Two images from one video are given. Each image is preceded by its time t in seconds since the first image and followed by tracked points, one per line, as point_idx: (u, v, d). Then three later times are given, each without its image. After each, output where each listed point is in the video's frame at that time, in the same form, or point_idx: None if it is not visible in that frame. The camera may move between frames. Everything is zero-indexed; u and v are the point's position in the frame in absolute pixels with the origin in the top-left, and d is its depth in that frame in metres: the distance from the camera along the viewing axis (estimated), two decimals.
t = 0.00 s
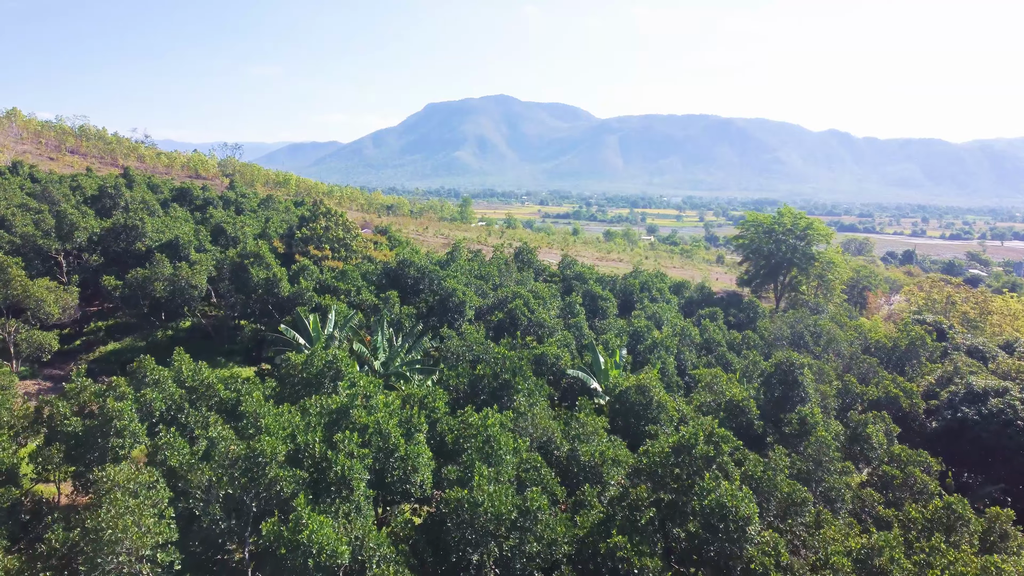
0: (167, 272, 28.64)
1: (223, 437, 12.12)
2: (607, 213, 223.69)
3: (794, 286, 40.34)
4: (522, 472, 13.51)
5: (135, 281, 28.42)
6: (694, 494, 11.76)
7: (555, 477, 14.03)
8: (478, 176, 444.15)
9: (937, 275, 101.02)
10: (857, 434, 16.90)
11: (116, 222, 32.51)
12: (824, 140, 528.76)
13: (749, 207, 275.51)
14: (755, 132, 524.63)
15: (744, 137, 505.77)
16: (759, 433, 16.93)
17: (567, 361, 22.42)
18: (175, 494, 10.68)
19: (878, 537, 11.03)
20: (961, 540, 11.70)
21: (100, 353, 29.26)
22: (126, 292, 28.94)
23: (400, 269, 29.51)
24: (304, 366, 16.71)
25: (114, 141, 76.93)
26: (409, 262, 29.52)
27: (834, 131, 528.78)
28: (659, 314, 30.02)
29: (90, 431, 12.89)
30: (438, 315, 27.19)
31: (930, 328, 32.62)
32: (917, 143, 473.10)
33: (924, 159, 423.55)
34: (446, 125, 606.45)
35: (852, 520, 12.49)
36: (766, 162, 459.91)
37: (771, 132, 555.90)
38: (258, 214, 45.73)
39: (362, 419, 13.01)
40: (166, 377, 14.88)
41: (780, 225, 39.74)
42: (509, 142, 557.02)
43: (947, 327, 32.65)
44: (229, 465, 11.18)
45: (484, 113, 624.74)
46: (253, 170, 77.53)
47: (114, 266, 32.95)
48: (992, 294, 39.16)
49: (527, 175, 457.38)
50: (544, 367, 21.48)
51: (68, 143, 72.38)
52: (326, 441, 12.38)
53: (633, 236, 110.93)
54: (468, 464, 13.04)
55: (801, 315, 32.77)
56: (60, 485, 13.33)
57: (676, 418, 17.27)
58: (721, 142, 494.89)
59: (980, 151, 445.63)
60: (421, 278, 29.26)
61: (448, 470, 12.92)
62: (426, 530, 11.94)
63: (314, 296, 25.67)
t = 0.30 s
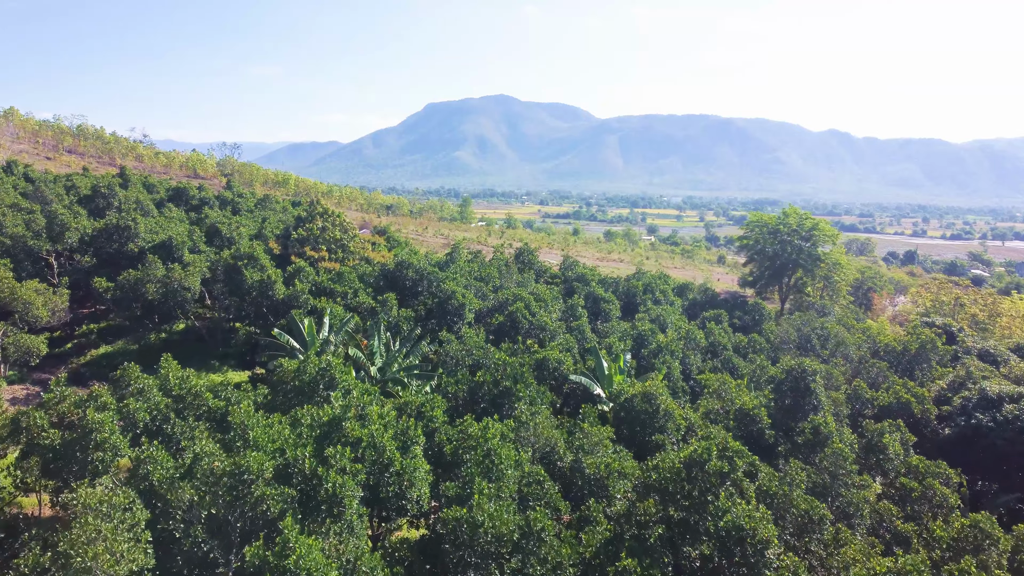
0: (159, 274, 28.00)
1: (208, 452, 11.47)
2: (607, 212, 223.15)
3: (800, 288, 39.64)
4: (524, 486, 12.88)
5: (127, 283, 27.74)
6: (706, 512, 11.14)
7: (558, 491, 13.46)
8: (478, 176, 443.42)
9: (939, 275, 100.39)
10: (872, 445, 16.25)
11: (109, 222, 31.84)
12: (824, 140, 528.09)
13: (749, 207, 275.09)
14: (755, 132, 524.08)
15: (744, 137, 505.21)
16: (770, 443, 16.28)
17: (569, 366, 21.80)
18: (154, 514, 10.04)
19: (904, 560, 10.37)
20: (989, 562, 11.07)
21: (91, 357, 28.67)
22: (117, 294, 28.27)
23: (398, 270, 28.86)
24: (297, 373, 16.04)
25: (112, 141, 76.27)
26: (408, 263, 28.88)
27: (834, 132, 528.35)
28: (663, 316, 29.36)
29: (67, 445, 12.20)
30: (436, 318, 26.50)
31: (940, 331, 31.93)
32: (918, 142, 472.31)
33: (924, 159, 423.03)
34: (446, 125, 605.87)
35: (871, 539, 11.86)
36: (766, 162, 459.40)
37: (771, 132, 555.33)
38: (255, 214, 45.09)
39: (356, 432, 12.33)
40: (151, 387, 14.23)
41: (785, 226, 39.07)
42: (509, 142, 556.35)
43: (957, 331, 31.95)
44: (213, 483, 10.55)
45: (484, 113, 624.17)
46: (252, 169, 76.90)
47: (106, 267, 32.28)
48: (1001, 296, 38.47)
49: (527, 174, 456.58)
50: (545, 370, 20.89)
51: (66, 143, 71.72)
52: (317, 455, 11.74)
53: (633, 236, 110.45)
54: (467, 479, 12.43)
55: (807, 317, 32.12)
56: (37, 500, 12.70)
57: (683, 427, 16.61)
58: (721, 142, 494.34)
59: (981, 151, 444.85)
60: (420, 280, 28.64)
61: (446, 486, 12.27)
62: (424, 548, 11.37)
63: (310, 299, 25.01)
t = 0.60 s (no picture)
0: (151, 276, 27.28)
1: (190, 468, 10.80)
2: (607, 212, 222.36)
3: (805, 290, 38.94)
4: (525, 503, 12.26)
5: (118, 285, 27.02)
6: (722, 534, 10.53)
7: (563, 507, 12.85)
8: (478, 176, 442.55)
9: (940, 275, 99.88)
10: (889, 456, 15.57)
11: (100, 223, 31.11)
12: (824, 140, 527.44)
13: (750, 207, 274.59)
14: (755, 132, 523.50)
15: (744, 137, 504.62)
16: (784, 454, 15.59)
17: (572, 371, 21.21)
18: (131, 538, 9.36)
19: None
20: None
21: (82, 361, 28.00)
22: (108, 296, 27.54)
23: (396, 272, 28.21)
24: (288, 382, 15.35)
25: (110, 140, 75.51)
26: (406, 265, 28.22)
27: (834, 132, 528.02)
28: (667, 319, 28.68)
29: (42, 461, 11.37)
30: (435, 322, 25.83)
31: (949, 334, 31.26)
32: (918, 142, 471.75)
33: (925, 159, 422.50)
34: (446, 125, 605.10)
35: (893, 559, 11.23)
36: (766, 162, 458.76)
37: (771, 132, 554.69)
38: (251, 214, 44.44)
39: (348, 447, 11.63)
40: (135, 397, 13.54)
41: (790, 226, 38.42)
42: (509, 142, 555.49)
43: (967, 334, 31.27)
44: (194, 503, 9.90)
45: (484, 113, 623.47)
46: (250, 169, 76.19)
47: (98, 269, 31.56)
48: (1010, 298, 37.77)
49: (527, 174, 455.69)
50: (546, 375, 20.63)
51: (63, 143, 70.95)
52: (307, 473, 11.09)
53: (633, 237, 109.81)
54: (466, 495, 11.80)
55: (814, 320, 31.45)
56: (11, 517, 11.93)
57: (691, 437, 15.94)
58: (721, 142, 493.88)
59: (981, 150, 444.53)
60: (418, 283, 28.00)
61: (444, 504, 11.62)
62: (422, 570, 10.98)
63: (305, 302, 24.31)
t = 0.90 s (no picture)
0: (143, 278, 26.58)
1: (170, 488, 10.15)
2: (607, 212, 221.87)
3: (811, 292, 38.27)
4: (527, 521, 11.64)
5: (108, 287, 26.31)
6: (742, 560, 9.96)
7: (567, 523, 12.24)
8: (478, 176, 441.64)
9: (943, 275, 99.21)
10: (908, 469, 14.84)
11: (92, 223, 30.43)
12: (824, 140, 526.64)
13: (750, 207, 274.13)
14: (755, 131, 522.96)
15: (744, 137, 504.12)
16: (797, 466, 14.94)
17: (574, 377, 20.57)
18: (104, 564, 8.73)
19: None
20: None
21: (73, 364, 27.33)
22: (98, 299, 26.82)
23: (394, 274, 27.57)
24: (279, 390, 14.68)
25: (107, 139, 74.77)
26: (404, 267, 27.58)
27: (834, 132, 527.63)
28: (671, 322, 28.04)
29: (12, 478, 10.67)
30: (434, 325, 25.13)
31: (960, 337, 30.55)
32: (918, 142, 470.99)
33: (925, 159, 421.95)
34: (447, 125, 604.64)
35: None
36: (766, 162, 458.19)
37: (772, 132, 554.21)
38: (248, 215, 43.78)
39: (340, 463, 10.94)
40: (117, 408, 12.87)
41: (795, 227, 37.82)
42: (509, 142, 554.68)
43: (977, 337, 30.56)
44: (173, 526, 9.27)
45: (484, 113, 622.77)
46: (248, 169, 75.55)
47: (90, 270, 30.86)
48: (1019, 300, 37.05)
49: (527, 174, 454.75)
50: (547, 381, 20.06)
51: (59, 142, 70.28)
52: (295, 492, 10.44)
53: (634, 237, 109.14)
54: (465, 515, 11.18)
55: (821, 322, 30.82)
56: None
57: (699, 447, 15.32)
58: (721, 142, 493.25)
59: (980, 151, 444.04)
60: (416, 285, 27.37)
61: (442, 524, 11.02)
62: None
63: (300, 305, 23.63)
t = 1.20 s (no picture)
0: (134, 279, 25.86)
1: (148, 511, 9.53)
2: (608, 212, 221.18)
3: (817, 294, 37.58)
4: (530, 541, 11.05)
5: (99, 290, 25.61)
6: None
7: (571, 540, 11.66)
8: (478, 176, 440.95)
9: (945, 276, 98.55)
10: (930, 483, 14.12)
11: (83, 224, 29.73)
12: (824, 140, 526.38)
13: (750, 207, 273.64)
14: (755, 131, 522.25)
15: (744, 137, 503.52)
16: (812, 479, 14.24)
17: (577, 384, 20.00)
18: None
19: None
20: None
21: (62, 369, 26.64)
22: (89, 301, 26.10)
23: (391, 277, 26.93)
24: (268, 400, 13.99)
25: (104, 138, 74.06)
26: (401, 269, 26.92)
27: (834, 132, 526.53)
28: (676, 325, 27.39)
29: None
30: (432, 329, 24.41)
31: (971, 341, 29.80)
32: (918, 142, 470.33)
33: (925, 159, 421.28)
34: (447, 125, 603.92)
35: None
36: (767, 162, 457.53)
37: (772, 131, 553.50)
38: (244, 215, 43.11)
39: (329, 483, 10.24)
40: (96, 420, 12.22)
41: (801, 228, 37.19)
42: (509, 142, 553.93)
43: (988, 341, 29.83)
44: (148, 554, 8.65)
45: (484, 113, 622.23)
46: (247, 169, 74.97)
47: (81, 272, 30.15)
48: None
49: (528, 174, 453.80)
50: (549, 386, 19.66)
51: (57, 142, 69.58)
52: (280, 515, 9.77)
53: (635, 237, 108.47)
54: (464, 538, 10.61)
55: (829, 325, 30.12)
56: None
57: (709, 459, 14.72)
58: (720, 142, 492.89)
59: (980, 151, 443.19)
60: (415, 287, 26.70)
61: (439, 547, 10.36)
62: None
63: (294, 308, 22.92)
